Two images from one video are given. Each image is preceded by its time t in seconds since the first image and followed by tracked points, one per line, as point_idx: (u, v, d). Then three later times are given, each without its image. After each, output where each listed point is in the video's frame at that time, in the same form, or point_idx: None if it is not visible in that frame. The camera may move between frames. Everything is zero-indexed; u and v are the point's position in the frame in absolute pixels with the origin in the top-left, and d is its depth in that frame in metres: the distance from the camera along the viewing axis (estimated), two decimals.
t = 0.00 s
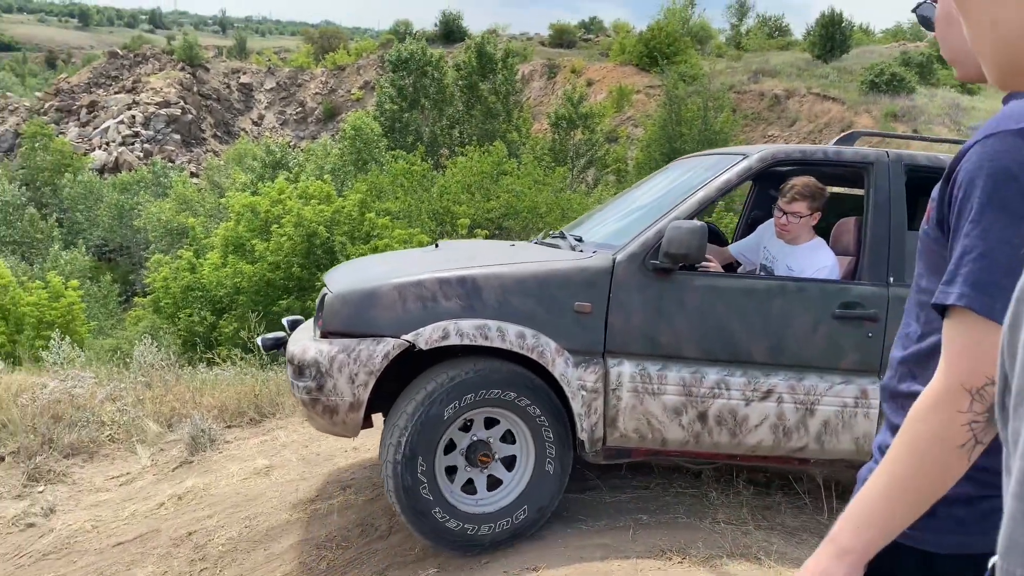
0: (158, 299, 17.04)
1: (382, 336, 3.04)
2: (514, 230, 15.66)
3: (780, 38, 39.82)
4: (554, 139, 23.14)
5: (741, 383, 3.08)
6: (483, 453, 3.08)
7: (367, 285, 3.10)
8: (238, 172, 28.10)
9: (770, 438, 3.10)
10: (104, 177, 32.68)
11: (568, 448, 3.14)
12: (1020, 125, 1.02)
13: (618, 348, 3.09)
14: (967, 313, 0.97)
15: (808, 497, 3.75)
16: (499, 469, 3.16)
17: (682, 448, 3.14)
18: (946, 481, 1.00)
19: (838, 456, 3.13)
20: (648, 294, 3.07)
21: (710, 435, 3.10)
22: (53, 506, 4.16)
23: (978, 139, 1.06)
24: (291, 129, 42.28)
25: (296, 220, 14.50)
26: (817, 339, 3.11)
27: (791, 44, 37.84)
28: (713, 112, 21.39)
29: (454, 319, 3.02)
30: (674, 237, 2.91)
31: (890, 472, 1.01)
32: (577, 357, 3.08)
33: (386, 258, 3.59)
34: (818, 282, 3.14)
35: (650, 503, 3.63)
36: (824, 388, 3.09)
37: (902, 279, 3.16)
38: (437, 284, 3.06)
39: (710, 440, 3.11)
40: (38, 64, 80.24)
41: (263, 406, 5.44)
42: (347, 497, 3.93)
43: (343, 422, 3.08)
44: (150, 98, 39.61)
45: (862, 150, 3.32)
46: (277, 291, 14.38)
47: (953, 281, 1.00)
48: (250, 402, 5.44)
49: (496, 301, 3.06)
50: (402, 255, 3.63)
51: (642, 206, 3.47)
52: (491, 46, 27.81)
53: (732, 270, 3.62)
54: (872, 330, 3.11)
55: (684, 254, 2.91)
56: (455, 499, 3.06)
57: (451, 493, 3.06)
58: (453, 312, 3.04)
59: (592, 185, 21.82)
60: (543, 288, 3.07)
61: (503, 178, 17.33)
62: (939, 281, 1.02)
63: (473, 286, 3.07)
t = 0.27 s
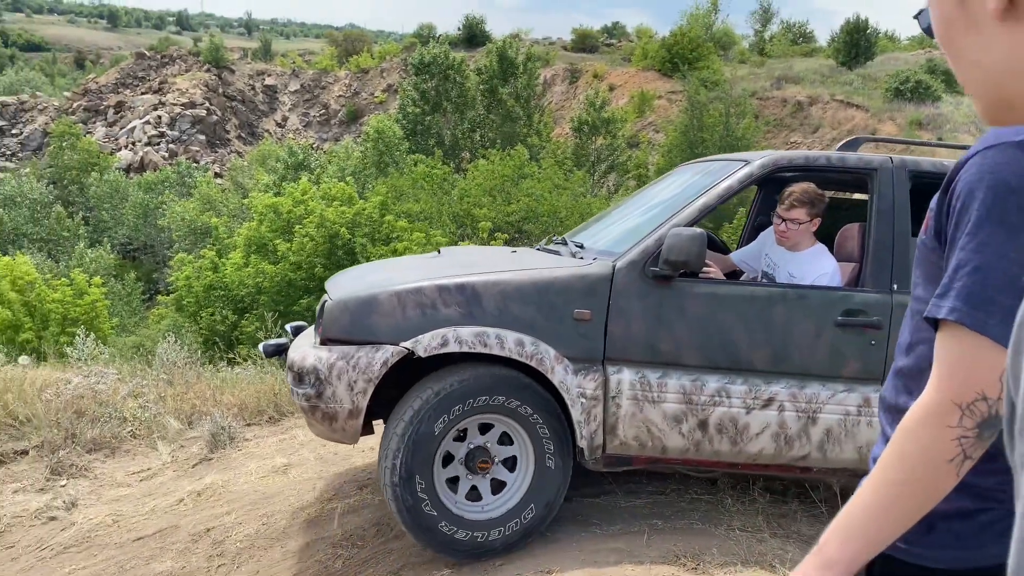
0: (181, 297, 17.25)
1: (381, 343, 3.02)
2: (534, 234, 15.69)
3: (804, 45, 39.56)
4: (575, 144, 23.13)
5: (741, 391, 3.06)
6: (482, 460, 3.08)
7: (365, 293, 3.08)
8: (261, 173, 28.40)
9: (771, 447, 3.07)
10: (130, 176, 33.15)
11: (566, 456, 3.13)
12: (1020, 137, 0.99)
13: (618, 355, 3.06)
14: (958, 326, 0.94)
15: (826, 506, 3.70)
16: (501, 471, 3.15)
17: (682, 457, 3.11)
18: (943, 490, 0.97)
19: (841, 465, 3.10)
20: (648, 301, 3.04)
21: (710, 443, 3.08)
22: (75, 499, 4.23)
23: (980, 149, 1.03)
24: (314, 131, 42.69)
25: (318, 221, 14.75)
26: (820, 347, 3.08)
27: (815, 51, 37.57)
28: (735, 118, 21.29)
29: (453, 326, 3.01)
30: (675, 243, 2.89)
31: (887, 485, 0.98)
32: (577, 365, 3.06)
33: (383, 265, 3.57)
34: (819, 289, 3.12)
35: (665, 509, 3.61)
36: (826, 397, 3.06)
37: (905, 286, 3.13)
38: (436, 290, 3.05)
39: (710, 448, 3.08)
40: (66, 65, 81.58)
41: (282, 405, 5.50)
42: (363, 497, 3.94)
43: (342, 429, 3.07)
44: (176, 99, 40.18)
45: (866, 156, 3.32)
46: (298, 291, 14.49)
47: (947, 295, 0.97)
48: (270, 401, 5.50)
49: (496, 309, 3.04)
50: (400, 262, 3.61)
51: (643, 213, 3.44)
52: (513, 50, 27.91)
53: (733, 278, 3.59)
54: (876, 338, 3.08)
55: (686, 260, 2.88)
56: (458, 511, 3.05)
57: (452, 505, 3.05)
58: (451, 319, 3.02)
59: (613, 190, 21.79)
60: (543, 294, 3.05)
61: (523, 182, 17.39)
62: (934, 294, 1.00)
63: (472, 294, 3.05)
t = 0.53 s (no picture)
0: (197, 293, 17.40)
1: (379, 341, 3.03)
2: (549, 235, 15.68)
3: (824, 48, 39.24)
4: (592, 145, 23.08)
5: (742, 392, 3.04)
6: (479, 460, 3.08)
7: (364, 290, 3.10)
8: (278, 171, 28.59)
9: (772, 448, 3.06)
10: (149, 172, 33.45)
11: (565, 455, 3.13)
12: None
13: (618, 355, 3.05)
14: (971, 328, 0.96)
15: (839, 510, 3.68)
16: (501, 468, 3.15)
17: (682, 457, 3.11)
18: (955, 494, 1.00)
19: (842, 467, 3.08)
20: (649, 300, 3.03)
21: (711, 444, 3.07)
22: (91, 490, 4.28)
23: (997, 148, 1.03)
24: (332, 130, 42.87)
25: (334, 219, 14.82)
26: (822, 347, 3.06)
27: (835, 54, 37.24)
28: (753, 121, 21.17)
29: (451, 324, 3.00)
30: (676, 242, 2.88)
31: (903, 482, 1.01)
32: (576, 364, 3.04)
33: (385, 262, 3.59)
34: (822, 289, 3.09)
35: (677, 510, 3.60)
36: (829, 398, 3.04)
37: (909, 287, 3.11)
38: (436, 288, 3.05)
39: (710, 449, 3.08)
40: (88, 61, 82.40)
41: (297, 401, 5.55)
42: (376, 492, 3.97)
43: (341, 426, 3.09)
44: (196, 96, 40.51)
45: (871, 156, 3.29)
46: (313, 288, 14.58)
47: (962, 295, 0.98)
48: (284, 396, 5.55)
49: (496, 307, 3.03)
50: (401, 259, 3.63)
51: (646, 213, 3.42)
52: (530, 51, 27.91)
53: (739, 277, 3.65)
54: (879, 339, 3.05)
55: (687, 259, 2.87)
56: (459, 514, 3.07)
57: (454, 509, 3.07)
58: (451, 317, 3.02)
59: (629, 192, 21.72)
60: (543, 293, 3.04)
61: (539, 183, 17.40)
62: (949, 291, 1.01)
63: (471, 291, 3.05)
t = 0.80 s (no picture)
0: (209, 289, 17.50)
1: (375, 340, 3.05)
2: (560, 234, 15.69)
3: (838, 49, 38.99)
4: (604, 145, 23.07)
5: (740, 390, 3.05)
6: (476, 458, 3.09)
7: (361, 289, 3.12)
8: (290, 169, 28.72)
9: (770, 446, 3.06)
10: (162, 169, 33.64)
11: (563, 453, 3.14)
12: None
13: (615, 353, 3.06)
14: (986, 321, 0.97)
15: (850, 508, 3.67)
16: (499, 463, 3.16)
17: (679, 455, 3.12)
18: (970, 486, 1.01)
19: (840, 465, 3.09)
20: (646, 298, 3.04)
21: (708, 442, 3.07)
22: (104, 482, 4.33)
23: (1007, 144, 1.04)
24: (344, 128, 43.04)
25: (346, 217, 14.87)
26: (820, 345, 3.07)
27: (849, 55, 37.00)
28: (765, 121, 21.10)
29: (447, 323, 3.01)
30: (672, 240, 2.89)
31: (920, 475, 1.02)
32: (572, 362, 3.06)
33: (383, 261, 3.62)
34: (819, 286, 3.11)
35: (687, 507, 3.61)
36: (826, 396, 3.04)
37: (908, 284, 3.11)
38: (431, 287, 3.07)
39: (707, 447, 3.08)
40: (102, 58, 82.99)
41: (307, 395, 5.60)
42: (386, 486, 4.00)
43: (337, 425, 3.11)
44: (209, 93, 40.74)
45: (869, 153, 3.28)
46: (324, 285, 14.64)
47: (973, 288, 1.00)
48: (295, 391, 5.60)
49: (492, 306, 3.05)
50: (399, 259, 3.66)
51: (642, 212, 3.43)
52: (541, 50, 27.91)
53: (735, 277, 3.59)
54: (876, 337, 3.06)
55: (682, 257, 2.88)
56: (461, 514, 3.08)
57: (454, 510, 3.08)
58: (447, 315, 3.03)
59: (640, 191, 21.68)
60: (539, 291, 3.05)
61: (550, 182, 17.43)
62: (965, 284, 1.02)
63: (466, 291, 3.06)
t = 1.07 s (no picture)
0: (216, 287, 17.57)
1: (366, 342, 3.07)
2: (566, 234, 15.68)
3: (847, 50, 38.79)
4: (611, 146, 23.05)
5: (730, 391, 3.05)
6: (467, 461, 3.09)
7: (351, 291, 3.13)
8: (297, 168, 28.81)
9: (760, 447, 3.07)
10: (170, 168, 33.75)
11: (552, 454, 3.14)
12: None
13: (604, 354, 3.07)
14: (990, 327, 0.97)
15: (855, 510, 3.66)
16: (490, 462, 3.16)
17: (669, 456, 3.13)
18: (976, 490, 1.01)
19: (832, 465, 3.08)
20: (637, 299, 3.04)
21: (699, 443, 3.08)
22: (111, 479, 4.36)
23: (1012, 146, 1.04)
24: (351, 128, 43.20)
25: (353, 216, 14.92)
26: (811, 345, 3.05)
27: (857, 56, 36.83)
28: (772, 122, 21.04)
29: (437, 325, 3.02)
30: (659, 242, 2.87)
31: (935, 486, 1.02)
32: (562, 364, 3.07)
33: (374, 263, 3.64)
34: (810, 287, 3.09)
35: (691, 508, 3.61)
36: (818, 397, 3.03)
37: (899, 284, 3.09)
38: (422, 289, 3.08)
39: (699, 448, 3.09)
40: (111, 57, 83.29)
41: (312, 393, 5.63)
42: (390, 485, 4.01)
43: (327, 428, 3.12)
44: (217, 93, 40.89)
45: (860, 151, 3.27)
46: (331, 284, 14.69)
47: (977, 294, 1.00)
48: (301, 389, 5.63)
49: (482, 308, 3.06)
50: (391, 260, 3.67)
51: (633, 214, 3.44)
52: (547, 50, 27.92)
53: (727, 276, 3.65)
54: (868, 337, 3.04)
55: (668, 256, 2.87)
56: (459, 517, 3.09)
57: (451, 514, 3.09)
58: (437, 317, 3.05)
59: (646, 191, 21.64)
60: (530, 293, 3.06)
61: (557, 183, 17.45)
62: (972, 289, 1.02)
63: (456, 292, 3.07)
